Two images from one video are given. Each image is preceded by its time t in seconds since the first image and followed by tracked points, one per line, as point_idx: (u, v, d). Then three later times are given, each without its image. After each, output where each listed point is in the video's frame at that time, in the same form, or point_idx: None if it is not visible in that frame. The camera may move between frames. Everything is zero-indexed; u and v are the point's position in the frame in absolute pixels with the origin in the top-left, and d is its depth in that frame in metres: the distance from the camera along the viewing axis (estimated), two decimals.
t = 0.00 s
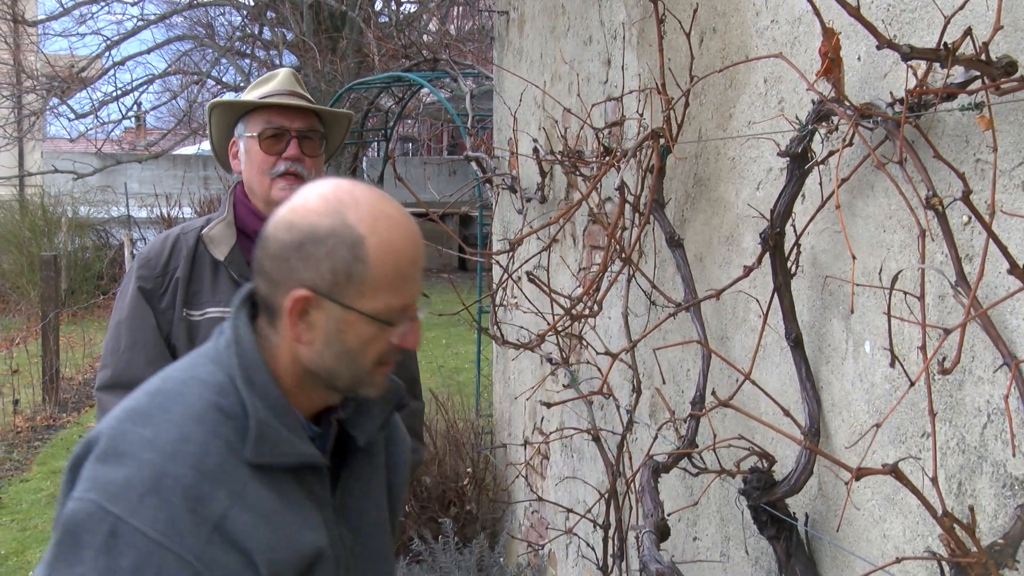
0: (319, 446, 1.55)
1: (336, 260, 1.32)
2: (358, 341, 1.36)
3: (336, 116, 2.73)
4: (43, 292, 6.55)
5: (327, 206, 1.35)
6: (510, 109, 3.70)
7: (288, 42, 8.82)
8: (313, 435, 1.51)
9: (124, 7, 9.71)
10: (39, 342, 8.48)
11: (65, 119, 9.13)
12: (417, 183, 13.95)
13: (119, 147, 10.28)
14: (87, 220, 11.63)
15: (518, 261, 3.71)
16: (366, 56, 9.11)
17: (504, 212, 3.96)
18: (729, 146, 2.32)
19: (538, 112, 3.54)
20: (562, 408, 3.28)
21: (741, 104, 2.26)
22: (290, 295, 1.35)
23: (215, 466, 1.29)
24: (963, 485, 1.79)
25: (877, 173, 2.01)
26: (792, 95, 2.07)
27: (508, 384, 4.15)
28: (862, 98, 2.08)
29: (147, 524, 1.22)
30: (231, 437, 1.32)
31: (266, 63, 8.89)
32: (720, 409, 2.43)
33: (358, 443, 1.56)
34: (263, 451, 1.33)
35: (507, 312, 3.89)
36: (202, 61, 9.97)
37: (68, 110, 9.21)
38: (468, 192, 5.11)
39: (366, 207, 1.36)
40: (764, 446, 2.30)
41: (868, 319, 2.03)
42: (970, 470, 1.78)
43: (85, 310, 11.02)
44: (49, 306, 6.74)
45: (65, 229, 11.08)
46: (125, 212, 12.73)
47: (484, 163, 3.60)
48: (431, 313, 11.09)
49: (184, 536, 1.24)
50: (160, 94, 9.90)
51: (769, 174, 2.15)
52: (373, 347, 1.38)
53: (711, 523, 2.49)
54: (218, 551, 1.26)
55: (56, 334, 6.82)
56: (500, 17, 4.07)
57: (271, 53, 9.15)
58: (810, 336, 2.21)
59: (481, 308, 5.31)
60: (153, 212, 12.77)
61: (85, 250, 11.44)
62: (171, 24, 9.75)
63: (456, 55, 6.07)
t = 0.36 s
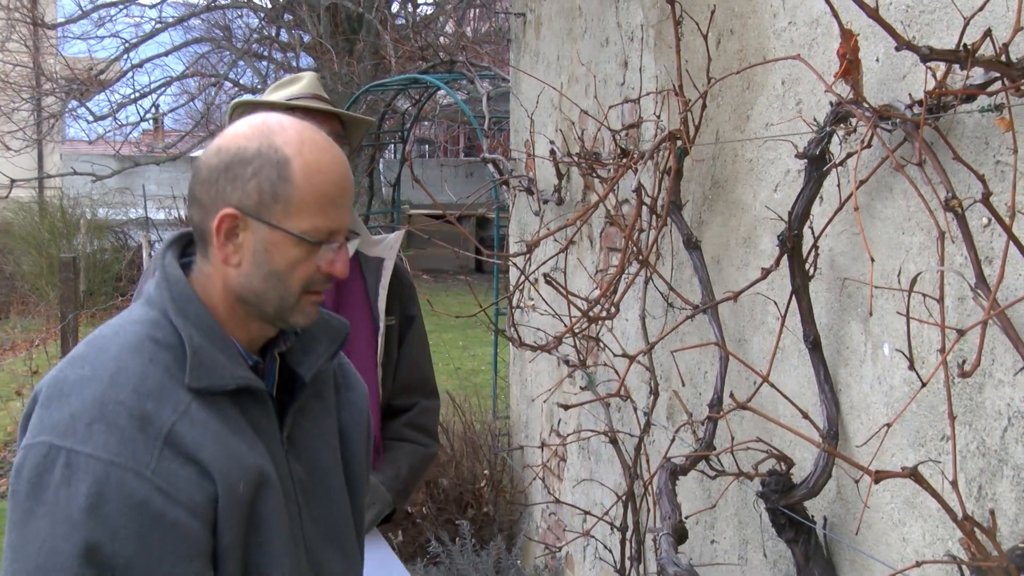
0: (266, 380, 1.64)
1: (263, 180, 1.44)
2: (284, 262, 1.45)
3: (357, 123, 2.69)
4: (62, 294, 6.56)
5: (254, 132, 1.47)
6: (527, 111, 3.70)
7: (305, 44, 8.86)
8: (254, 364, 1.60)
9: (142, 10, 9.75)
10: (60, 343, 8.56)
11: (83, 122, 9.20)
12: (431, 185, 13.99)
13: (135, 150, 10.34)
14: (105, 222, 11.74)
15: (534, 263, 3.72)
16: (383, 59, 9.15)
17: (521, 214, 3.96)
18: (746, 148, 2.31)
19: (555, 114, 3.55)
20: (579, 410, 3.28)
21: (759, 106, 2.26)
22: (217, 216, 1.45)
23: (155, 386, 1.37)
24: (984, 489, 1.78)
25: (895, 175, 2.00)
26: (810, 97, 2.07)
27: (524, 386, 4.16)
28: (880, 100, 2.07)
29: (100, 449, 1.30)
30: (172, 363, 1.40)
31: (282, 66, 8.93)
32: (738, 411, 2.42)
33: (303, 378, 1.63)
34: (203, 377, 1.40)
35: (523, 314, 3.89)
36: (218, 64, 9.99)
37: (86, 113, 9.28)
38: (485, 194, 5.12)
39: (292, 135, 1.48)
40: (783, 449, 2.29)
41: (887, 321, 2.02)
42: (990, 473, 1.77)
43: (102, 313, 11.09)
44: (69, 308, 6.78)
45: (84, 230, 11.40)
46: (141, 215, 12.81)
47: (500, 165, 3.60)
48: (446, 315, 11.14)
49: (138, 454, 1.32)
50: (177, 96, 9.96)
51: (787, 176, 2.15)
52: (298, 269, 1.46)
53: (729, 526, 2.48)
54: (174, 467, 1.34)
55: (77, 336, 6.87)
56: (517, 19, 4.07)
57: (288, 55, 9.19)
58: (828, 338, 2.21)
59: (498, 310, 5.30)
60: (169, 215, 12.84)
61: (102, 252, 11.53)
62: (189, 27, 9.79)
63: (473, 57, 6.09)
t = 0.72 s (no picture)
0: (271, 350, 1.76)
1: (250, 148, 1.54)
2: (274, 231, 1.55)
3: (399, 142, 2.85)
4: (85, 294, 6.63)
5: (244, 102, 1.57)
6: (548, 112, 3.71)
7: (327, 46, 8.93)
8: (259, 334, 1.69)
9: (166, 11, 9.77)
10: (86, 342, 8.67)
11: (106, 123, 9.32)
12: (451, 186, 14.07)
13: (157, 150, 10.43)
14: (129, 223, 11.89)
15: (556, 264, 3.73)
16: (404, 60, 9.21)
17: (542, 216, 3.97)
18: (768, 149, 2.31)
19: (576, 115, 3.56)
20: (600, 412, 3.29)
21: (782, 107, 2.25)
22: (207, 186, 1.54)
23: (172, 358, 1.44)
24: (1009, 491, 1.77)
25: (919, 176, 1.99)
26: (833, 98, 2.06)
27: (545, 387, 4.18)
28: (904, 101, 2.05)
29: (128, 423, 1.37)
30: (185, 335, 1.49)
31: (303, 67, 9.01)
32: (761, 413, 2.42)
33: (305, 351, 1.74)
34: (217, 347, 1.49)
35: (544, 315, 3.90)
36: (241, 65, 10.04)
37: (110, 114, 9.39)
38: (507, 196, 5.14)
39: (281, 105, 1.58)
40: (805, 451, 2.29)
41: (911, 322, 2.01)
42: (1016, 476, 1.75)
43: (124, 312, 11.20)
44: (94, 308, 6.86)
45: (108, 231, 11.65)
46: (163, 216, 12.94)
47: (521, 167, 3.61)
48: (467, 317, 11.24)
49: (165, 423, 1.40)
50: (199, 97, 10.04)
51: (810, 177, 2.14)
52: (289, 237, 1.56)
53: (751, 528, 2.47)
54: (203, 434, 1.43)
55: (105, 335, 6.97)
56: (538, 20, 4.07)
57: (310, 56, 9.27)
58: (851, 339, 2.20)
59: (519, 311, 5.31)
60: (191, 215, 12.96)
61: (126, 252, 11.68)
62: (212, 28, 9.80)
63: (496, 59, 6.12)
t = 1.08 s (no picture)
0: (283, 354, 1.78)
1: (273, 152, 1.53)
2: (296, 238, 1.56)
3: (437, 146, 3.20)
4: (110, 293, 6.67)
5: (264, 102, 1.56)
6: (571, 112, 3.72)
7: (349, 46, 9.01)
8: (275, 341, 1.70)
9: (190, 11, 9.82)
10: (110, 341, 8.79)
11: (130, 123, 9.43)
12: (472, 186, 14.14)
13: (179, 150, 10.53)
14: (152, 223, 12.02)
15: (579, 265, 3.75)
16: (426, 60, 9.27)
17: (564, 216, 3.98)
18: (791, 149, 2.30)
19: (599, 115, 3.56)
20: (622, 412, 3.30)
21: (805, 107, 2.24)
22: (225, 191, 1.53)
23: (206, 369, 1.45)
24: None
25: (944, 176, 1.98)
26: (857, 97, 2.05)
27: (567, 387, 4.19)
28: (928, 101, 2.03)
29: (167, 439, 1.38)
30: (213, 343, 1.50)
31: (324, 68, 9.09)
32: (784, 414, 2.42)
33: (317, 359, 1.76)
34: (245, 355, 1.52)
35: (567, 315, 3.91)
36: (264, 66, 10.06)
37: (134, 114, 9.50)
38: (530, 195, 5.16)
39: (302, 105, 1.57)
40: (828, 452, 2.28)
41: (936, 323, 2.00)
42: None
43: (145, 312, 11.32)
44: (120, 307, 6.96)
45: (131, 230, 12.02)
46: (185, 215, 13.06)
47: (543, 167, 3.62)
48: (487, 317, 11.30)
49: (207, 439, 1.41)
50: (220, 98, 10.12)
51: (833, 177, 2.13)
52: (311, 243, 1.57)
53: (774, 529, 2.47)
54: (240, 449, 1.44)
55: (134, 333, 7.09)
56: (560, 20, 4.08)
57: (332, 57, 9.34)
58: (875, 340, 2.18)
59: (541, 311, 5.32)
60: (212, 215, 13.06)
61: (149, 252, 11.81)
62: (235, 29, 9.85)
63: (518, 59, 6.14)
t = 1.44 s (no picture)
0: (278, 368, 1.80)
1: (281, 161, 1.53)
2: (302, 251, 1.57)
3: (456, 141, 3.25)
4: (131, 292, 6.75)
5: (273, 109, 1.56)
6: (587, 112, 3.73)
7: (364, 46, 9.06)
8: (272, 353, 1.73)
9: (207, 12, 9.86)
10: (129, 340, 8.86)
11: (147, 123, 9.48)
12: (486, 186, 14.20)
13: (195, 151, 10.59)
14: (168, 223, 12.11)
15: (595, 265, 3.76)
16: (442, 60, 9.32)
17: (580, 216, 3.99)
18: (808, 149, 2.30)
19: (615, 116, 3.57)
20: (638, 412, 3.30)
21: (822, 106, 2.23)
22: (229, 200, 1.53)
23: (210, 389, 1.46)
24: None
25: (963, 176, 1.96)
26: (875, 97, 2.04)
27: (582, 388, 4.19)
28: (947, 101, 2.01)
29: (175, 463, 1.37)
30: (213, 361, 1.51)
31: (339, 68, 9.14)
32: (801, 415, 2.42)
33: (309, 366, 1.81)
34: (244, 374, 1.53)
35: (583, 315, 3.92)
36: (281, 66, 10.09)
37: (151, 115, 9.56)
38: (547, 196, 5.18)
39: (311, 113, 1.58)
40: (845, 452, 2.27)
41: (953, 324, 1.99)
42: None
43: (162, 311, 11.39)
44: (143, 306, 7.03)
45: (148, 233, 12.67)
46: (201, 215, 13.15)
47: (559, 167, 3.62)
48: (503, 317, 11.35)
49: (217, 463, 1.41)
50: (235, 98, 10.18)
51: (851, 177, 2.13)
52: (315, 257, 1.59)
53: (790, 531, 2.47)
54: (248, 472, 1.46)
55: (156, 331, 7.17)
56: (577, 20, 4.09)
57: (348, 57, 9.39)
58: (892, 340, 2.18)
59: (556, 311, 5.33)
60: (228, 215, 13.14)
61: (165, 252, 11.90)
62: (252, 29, 9.89)
63: (534, 58, 6.17)
